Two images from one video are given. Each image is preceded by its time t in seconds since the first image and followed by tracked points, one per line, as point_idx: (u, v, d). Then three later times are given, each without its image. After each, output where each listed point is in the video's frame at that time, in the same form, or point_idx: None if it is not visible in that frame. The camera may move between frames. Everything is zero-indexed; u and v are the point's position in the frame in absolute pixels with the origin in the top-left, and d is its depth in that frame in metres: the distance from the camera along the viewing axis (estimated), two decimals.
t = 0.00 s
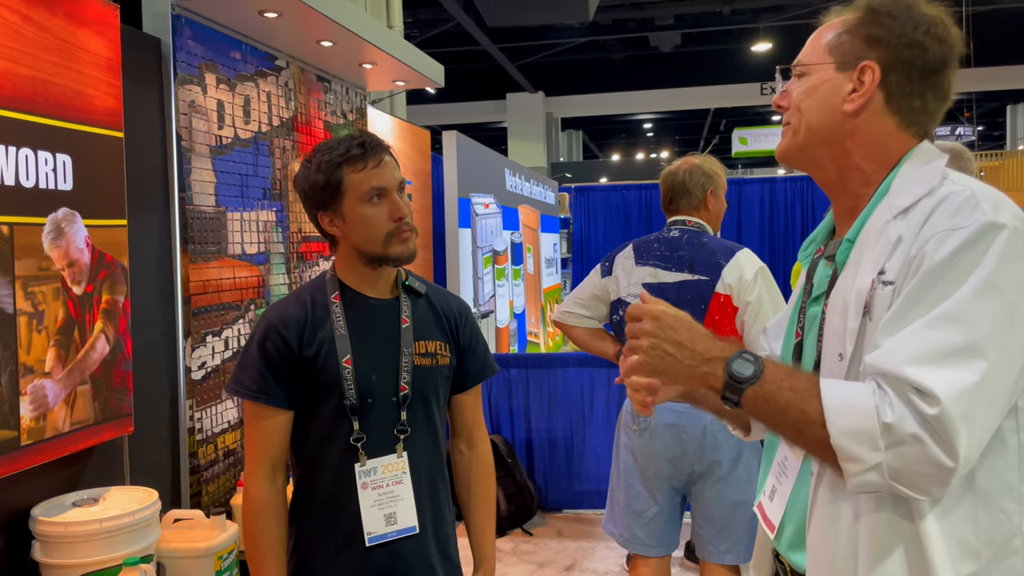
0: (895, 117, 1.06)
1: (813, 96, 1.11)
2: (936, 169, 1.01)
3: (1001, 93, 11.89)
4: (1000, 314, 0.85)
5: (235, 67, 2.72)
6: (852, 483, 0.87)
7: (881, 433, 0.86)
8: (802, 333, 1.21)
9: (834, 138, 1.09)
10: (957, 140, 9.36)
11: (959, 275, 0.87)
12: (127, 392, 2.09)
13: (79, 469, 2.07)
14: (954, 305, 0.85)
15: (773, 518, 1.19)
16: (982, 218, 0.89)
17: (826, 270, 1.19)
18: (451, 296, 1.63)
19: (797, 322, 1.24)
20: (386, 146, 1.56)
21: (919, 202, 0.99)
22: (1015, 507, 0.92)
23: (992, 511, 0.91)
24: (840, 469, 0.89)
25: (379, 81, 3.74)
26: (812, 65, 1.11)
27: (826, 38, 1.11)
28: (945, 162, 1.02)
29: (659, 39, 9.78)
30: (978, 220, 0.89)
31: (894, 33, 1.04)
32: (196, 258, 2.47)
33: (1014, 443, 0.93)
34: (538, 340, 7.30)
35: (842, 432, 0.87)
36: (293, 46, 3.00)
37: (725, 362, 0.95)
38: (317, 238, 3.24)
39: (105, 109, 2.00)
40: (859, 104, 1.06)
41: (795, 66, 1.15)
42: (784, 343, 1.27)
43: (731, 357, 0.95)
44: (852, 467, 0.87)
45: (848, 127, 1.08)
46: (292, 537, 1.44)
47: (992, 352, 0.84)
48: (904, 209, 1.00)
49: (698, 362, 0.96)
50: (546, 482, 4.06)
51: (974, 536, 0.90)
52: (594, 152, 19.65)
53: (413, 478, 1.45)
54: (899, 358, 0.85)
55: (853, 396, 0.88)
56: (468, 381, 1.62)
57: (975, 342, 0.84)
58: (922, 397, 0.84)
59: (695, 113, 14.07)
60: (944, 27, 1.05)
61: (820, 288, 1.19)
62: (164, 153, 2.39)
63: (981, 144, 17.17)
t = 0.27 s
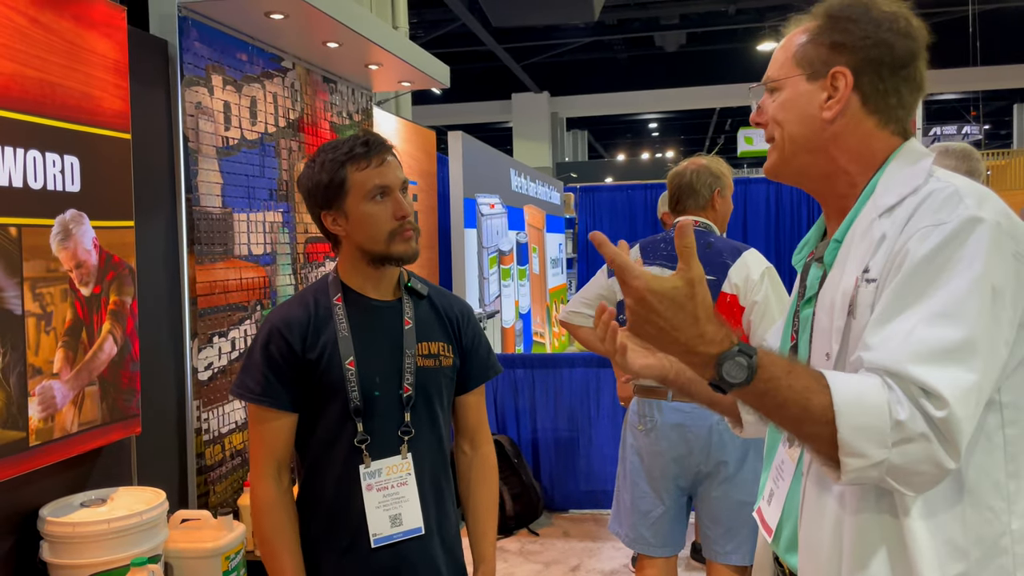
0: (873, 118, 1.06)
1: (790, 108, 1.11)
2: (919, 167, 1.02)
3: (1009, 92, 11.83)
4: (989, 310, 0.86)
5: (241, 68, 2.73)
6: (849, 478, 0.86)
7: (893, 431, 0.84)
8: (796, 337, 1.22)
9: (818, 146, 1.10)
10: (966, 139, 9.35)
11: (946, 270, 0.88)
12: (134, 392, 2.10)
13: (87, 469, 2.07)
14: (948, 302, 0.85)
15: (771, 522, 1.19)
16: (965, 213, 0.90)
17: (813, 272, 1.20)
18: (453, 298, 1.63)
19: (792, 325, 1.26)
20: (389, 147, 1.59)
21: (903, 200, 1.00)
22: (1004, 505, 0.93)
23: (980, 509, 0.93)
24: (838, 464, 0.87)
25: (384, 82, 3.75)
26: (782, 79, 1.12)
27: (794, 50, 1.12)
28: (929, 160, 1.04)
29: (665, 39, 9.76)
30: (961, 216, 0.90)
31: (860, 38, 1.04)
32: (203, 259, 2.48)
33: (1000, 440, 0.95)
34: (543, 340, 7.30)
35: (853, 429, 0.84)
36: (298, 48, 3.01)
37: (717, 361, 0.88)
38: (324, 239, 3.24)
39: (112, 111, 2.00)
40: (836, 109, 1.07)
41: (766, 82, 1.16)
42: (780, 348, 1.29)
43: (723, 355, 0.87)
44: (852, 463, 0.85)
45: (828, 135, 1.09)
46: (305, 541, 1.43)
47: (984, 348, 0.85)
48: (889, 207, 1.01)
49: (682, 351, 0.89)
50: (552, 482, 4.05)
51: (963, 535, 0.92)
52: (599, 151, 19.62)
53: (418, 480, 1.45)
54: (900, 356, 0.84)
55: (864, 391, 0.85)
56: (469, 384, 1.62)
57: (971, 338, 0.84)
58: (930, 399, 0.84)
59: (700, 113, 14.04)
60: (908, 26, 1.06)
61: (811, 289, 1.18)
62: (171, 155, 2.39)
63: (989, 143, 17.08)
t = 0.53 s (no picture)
0: (867, 117, 1.04)
1: (779, 113, 1.08)
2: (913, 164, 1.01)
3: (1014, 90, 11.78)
4: (990, 313, 0.84)
5: (244, 66, 2.72)
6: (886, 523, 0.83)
7: (911, 466, 0.82)
8: (798, 340, 1.20)
9: (812, 149, 1.07)
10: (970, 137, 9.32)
11: (943, 273, 0.86)
12: (138, 391, 2.09)
13: (91, 469, 2.07)
14: (949, 308, 0.84)
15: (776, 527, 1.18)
16: (959, 213, 0.89)
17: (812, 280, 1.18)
18: (448, 297, 1.63)
19: (792, 330, 1.23)
20: (384, 145, 1.58)
21: (896, 200, 0.98)
22: (1015, 505, 0.92)
23: (994, 511, 0.91)
24: (869, 511, 0.83)
25: (388, 80, 3.74)
26: (769, 85, 1.08)
27: (778, 53, 1.08)
28: (923, 156, 1.01)
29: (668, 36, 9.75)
30: (954, 216, 0.89)
31: (847, 36, 1.01)
32: (207, 257, 2.48)
33: (1010, 440, 0.93)
34: (547, 338, 7.29)
35: (873, 478, 0.81)
36: (302, 46, 3.00)
37: (722, 471, 0.85)
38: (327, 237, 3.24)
39: (116, 108, 2.00)
40: (830, 113, 1.03)
41: (750, 87, 1.12)
42: (782, 355, 1.26)
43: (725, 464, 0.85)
44: (887, 509, 0.82)
45: (823, 138, 1.06)
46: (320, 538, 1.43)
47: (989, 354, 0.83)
48: (883, 207, 1.00)
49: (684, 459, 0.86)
50: (556, 482, 4.04)
51: (980, 540, 0.90)
52: (603, 150, 19.60)
53: (417, 480, 1.46)
54: (913, 370, 0.82)
55: (872, 436, 0.82)
56: (464, 384, 1.61)
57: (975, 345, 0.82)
58: (940, 413, 0.81)
59: (704, 111, 14.01)
60: (893, 21, 1.03)
61: (810, 293, 1.17)
62: (175, 154, 2.39)
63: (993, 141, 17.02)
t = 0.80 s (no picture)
0: (860, 117, 1.00)
1: (771, 112, 1.05)
2: (911, 164, 0.97)
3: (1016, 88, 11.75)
4: (996, 328, 0.82)
5: (245, 62, 2.71)
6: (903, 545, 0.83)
7: (923, 491, 0.81)
8: (796, 340, 1.18)
9: (804, 150, 1.04)
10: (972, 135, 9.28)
11: (945, 287, 0.83)
12: (137, 388, 2.09)
13: (90, 467, 2.06)
14: (953, 325, 0.81)
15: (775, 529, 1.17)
16: (960, 221, 0.85)
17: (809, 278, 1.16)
18: (442, 293, 1.63)
19: (791, 329, 1.21)
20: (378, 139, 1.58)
21: (895, 202, 0.95)
22: None
23: (1003, 519, 0.88)
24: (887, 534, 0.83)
25: (389, 77, 3.73)
26: (761, 82, 1.05)
27: (771, 50, 1.05)
28: (921, 155, 0.97)
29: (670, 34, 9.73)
30: (955, 225, 0.85)
31: (837, 34, 0.98)
32: (207, 254, 2.47)
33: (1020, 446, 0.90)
34: (547, 336, 7.27)
35: (885, 506, 0.82)
36: (302, 42, 2.99)
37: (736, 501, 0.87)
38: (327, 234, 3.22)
39: (115, 104, 1.99)
40: (820, 113, 1.00)
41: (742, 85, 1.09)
42: (780, 355, 1.23)
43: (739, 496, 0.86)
44: (902, 533, 0.82)
45: (813, 139, 1.03)
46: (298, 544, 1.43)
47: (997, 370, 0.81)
48: (881, 210, 0.96)
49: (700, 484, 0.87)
50: (557, 480, 4.04)
51: (989, 546, 0.88)
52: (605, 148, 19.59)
53: (416, 479, 1.45)
54: (922, 396, 0.81)
55: (879, 463, 0.82)
56: (460, 378, 1.61)
57: (983, 364, 0.80)
58: (951, 437, 0.80)
59: (705, 109, 13.99)
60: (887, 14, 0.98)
61: (809, 293, 1.13)
62: (175, 151, 2.38)
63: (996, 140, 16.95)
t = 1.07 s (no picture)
0: (865, 115, 0.97)
1: (775, 108, 1.03)
2: (919, 162, 0.95)
3: (1016, 87, 11.73)
4: (1006, 327, 0.80)
5: (244, 59, 2.70)
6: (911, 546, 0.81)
7: (931, 490, 0.80)
8: (796, 338, 1.17)
9: (807, 148, 1.02)
10: (972, 134, 9.27)
11: (956, 286, 0.82)
12: (136, 386, 2.08)
13: (88, 464, 2.06)
14: (964, 325, 0.80)
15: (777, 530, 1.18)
16: (970, 220, 0.84)
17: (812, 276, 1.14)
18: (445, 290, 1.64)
19: (792, 325, 1.20)
20: (382, 134, 1.59)
21: (903, 200, 0.93)
22: None
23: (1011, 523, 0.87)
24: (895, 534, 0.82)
25: (389, 75, 3.72)
26: (767, 77, 1.04)
27: (778, 43, 1.03)
28: (929, 153, 0.95)
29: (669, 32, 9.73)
30: (965, 224, 0.84)
31: (845, 32, 0.95)
32: (205, 251, 2.46)
33: None
34: (547, 334, 7.27)
35: (891, 505, 0.80)
36: (302, 39, 2.98)
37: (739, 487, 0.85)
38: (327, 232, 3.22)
39: (113, 101, 1.98)
40: (824, 112, 0.98)
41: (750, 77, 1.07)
42: (780, 351, 1.23)
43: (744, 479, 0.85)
44: (909, 532, 0.81)
45: (817, 138, 1.00)
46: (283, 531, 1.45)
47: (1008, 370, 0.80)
48: (888, 208, 0.95)
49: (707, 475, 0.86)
50: (556, 477, 4.04)
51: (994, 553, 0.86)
52: (605, 146, 19.58)
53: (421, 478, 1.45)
54: (931, 394, 0.79)
55: (889, 462, 0.81)
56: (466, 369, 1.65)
57: (994, 364, 0.79)
58: (961, 437, 0.79)
59: (705, 107, 13.99)
60: (898, 11, 0.96)
61: (811, 291, 1.13)
62: (173, 148, 2.37)
63: (996, 138, 16.94)
